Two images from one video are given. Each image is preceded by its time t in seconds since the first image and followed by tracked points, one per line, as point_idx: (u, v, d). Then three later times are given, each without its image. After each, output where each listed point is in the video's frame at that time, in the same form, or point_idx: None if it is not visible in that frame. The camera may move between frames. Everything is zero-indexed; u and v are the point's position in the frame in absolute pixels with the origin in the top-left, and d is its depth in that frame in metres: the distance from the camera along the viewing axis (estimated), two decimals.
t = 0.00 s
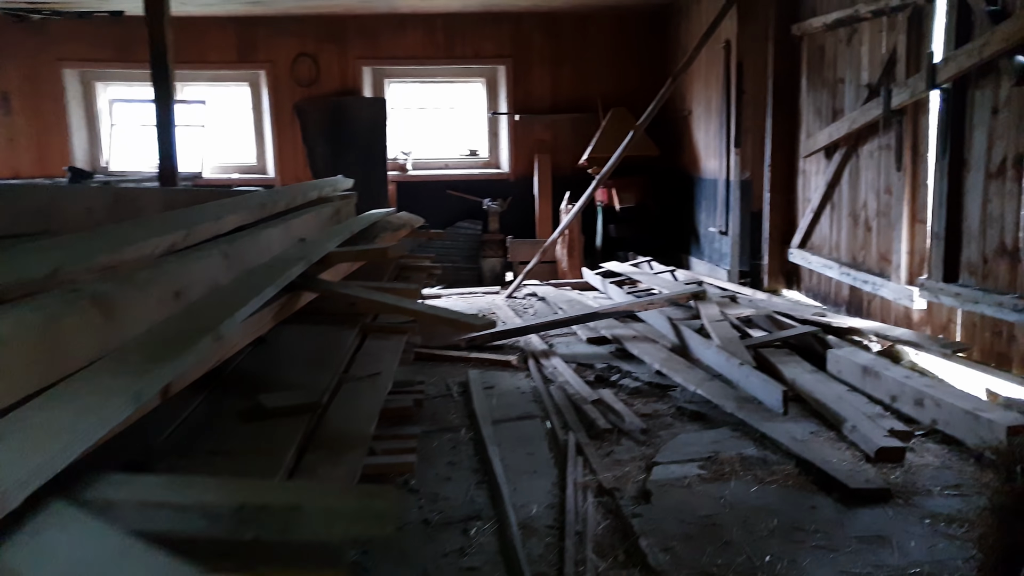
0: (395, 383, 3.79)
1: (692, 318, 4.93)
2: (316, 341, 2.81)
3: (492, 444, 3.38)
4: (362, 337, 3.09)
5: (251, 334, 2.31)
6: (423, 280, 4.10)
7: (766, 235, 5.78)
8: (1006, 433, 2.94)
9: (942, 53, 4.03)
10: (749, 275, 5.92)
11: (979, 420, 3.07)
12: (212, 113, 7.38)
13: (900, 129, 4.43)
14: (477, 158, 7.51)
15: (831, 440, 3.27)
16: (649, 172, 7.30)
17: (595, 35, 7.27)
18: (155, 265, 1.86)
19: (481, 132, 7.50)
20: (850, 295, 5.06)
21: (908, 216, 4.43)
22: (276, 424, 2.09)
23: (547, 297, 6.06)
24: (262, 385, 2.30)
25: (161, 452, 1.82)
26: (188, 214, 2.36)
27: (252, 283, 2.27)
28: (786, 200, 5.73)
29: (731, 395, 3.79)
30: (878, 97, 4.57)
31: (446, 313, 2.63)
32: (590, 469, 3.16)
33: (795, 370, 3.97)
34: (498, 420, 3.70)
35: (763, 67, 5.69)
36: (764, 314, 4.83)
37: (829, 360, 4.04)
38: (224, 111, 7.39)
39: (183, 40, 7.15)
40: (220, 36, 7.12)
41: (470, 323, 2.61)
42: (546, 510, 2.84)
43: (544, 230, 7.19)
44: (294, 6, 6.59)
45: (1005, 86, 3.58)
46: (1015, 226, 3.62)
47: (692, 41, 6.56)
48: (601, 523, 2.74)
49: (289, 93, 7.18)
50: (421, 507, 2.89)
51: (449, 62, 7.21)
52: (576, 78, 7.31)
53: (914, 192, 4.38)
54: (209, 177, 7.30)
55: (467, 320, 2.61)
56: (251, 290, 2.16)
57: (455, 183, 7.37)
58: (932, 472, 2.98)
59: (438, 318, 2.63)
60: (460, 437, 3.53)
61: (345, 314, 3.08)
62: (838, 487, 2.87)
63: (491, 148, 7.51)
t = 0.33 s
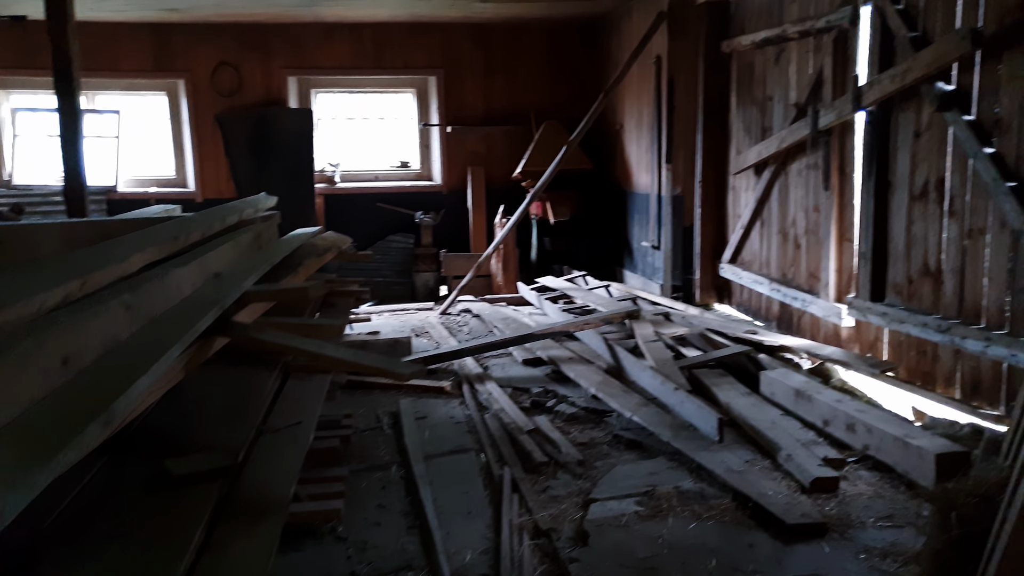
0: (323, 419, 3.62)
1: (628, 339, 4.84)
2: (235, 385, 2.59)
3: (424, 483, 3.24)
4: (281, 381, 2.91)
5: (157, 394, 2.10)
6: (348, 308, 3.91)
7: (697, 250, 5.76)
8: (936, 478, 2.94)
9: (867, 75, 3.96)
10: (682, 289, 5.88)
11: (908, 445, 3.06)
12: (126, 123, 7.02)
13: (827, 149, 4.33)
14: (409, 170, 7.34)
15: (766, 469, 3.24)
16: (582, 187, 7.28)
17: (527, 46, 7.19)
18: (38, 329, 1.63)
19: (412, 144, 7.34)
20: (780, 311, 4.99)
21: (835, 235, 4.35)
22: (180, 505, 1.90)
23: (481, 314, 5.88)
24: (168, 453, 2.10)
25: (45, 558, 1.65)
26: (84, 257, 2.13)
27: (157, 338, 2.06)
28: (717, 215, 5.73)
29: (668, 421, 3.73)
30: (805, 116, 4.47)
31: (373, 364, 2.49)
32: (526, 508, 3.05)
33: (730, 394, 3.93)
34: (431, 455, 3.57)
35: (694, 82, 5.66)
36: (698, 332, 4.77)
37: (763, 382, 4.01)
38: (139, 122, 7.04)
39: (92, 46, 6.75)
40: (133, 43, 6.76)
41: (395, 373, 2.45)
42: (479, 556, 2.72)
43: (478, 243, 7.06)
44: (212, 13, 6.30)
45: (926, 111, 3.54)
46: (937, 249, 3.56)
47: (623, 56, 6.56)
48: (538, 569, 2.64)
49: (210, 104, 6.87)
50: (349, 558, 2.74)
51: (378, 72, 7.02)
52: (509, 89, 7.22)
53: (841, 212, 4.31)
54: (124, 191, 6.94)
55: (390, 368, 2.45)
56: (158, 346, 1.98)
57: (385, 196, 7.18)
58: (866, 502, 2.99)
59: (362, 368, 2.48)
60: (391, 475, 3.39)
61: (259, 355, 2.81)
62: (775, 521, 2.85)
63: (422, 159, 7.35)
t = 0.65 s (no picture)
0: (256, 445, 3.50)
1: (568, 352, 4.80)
2: (159, 419, 2.46)
3: (362, 510, 3.15)
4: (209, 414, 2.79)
5: (72, 440, 1.97)
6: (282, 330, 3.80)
7: (636, 261, 5.78)
8: (868, 494, 2.98)
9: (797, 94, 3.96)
10: (620, 299, 5.87)
11: (842, 460, 3.10)
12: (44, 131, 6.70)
13: (759, 164, 4.35)
14: (344, 179, 7.20)
15: (705, 485, 3.24)
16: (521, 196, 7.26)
17: (464, 55, 7.14)
18: None
19: (347, 153, 7.21)
20: (715, 321, 5.00)
21: (769, 248, 4.35)
22: (101, 562, 1.80)
23: (420, 327, 5.77)
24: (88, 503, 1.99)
25: None
26: None
27: (72, 383, 1.93)
28: (654, 226, 5.76)
29: (608, 437, 3.70)
30: (738, 132, 4.50)
31: (307, 400, 2.42)
32: (466, 534, 2.99)
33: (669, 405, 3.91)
34: (368, 480, 3.48)
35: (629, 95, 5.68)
36: (637, 343, 4.70)
37: (700, 395, 3.99)
38: (58, 130, 6.73)
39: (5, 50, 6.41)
40: (50, 48, 6.45)
41: (331, 409, 2.39)
42: None
43: (417, 254, 6.95)
44: (134, 18, 6.06)
45: (853, 129, 3.54)
46: (866, 262, 3.60)
47: (560, 67, 6.57)
48: None
49: (134, 112, 6.60)
50: None
51: (311, 80, 6.87)
52: (446, 99, 7.16)
53: (774, 225, 4.32)
54: (43, 203, 6.63)
55: (324, 406, 2.38)
56: (78, 391, 1.88)
57: (319, 206, 7.02)
58: (802, 517, 3.02)
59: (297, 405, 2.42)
60: (327, 503, 3.29)
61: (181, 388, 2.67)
62: (714, 540, 2.86)
63: (358, 168, 7.22)
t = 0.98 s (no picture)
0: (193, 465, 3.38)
1: (513, 360, 4.79)
2: (90, 444, 2.35)
3: (305, 529, 3.06)
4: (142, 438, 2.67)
5: None
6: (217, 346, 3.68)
7: (578, 267, 5.80)
8: (807, 498, 3.03)
9: (735, 105, 4.06)
10: (564, 304, 5.90)
11: (782, 464, 3.13)
12: None
13: (698, 173, 4.40)
14: (280, 184, 7.04)
15: (651, 492, 3.25)
16: (463, 202, 7.22)
17: (404, 60, 7.07)
18: None
19: (283, 158, 7.05)
20: (657, 326, 5.05)
21: (707, 254, 4.40)
22: None
23: (361, 336, 5.68)
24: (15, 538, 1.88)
25: None
26: None
27: None
28: (596, 233, 5.79)
29: (555, 446, 3.69)
30: (678, 141, 4.56)
31: (247, 422, 2.35)
32: (413, 550, 2.94)
33: (612, 412, 3.86)
34: (311, 497, 3.39)
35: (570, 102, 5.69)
36: (580, 349, 4.69)
37: (643, 401, 3.96)
38: None
39: None
40: None
41: (271, 432, 2.34)
42: None
43: (356, 261, 6.82)
44: (57, 18, 5.82)
45: (788, 139, 3.59)
46: (802, 269, 3.64)
47: (502, 74, 6.57)
48: None
49: (56, 115, 6.31)
50: None
51: (246, 84, 6.70)
52: (386, 104, 7.08)
53: (713, 231, 4.37)
54: None
55: (266, 429, 2.33)
56: (4, 420, 1.77)
57: (255, 212, 6.83)
58: (745, 522, 3.06)
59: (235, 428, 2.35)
60: (269, 522, 3.20)
61: (111, 411, 2.56)
62: (662, 549, 2.89)
63: (295, 173, 7.07)
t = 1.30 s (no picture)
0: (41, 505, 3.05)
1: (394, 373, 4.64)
2: None
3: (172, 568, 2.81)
4: None
5: None
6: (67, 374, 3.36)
7: (459, 274, 5.74)
8: (687, 497, 2.87)
9: (611, 117, 4.13)
10: (445, 312, 5.83)
11: (662, 468, 2.95)
12: None
13: (576, 181, 4.43)
14: (138, 192, 6.60)
15: (536, 501, 3.07)
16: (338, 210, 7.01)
17: (273, 63, 6.80)
18: None
19: (140, 163, 6.59)
20: (539, 332, 5.02)
21: (587, 261, 4.41)
22: None
23: (229, 352, 5.38)
24: None
25: None
26: None
27: None
28: (477, 240, 5.74)
29: (439, 460, 3.52)
30: (557, 150, 4.56)
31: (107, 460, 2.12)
32: None
33: (497, 423, 3.67)
34: (178, 531, 3.12)
35: (447, 108, 5.62)
36: (463, 360, 4.60)
37: (528, 408, 3.72)
38: None
39: None
40: None
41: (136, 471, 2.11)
42: None
43: (222, 272, 6.49)
44: None
45: (662, 150, 3.66)
46: (674, 275, 3.67)
47: (377, 79, 6.43)
48: None
49: None
50: None
51: (96, 85, 6.21)
52: (254, 108, 6.78)
53: (592, 238, 4.36)
54: None
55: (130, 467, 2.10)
56: None
57: (109, 222, 6.28)
58: (630, 526, 2.90)
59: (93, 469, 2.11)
60: (130, 562, 2.92)
61: None
62: (549, 560, 2.74)
63: (153, 180, 6.64)
